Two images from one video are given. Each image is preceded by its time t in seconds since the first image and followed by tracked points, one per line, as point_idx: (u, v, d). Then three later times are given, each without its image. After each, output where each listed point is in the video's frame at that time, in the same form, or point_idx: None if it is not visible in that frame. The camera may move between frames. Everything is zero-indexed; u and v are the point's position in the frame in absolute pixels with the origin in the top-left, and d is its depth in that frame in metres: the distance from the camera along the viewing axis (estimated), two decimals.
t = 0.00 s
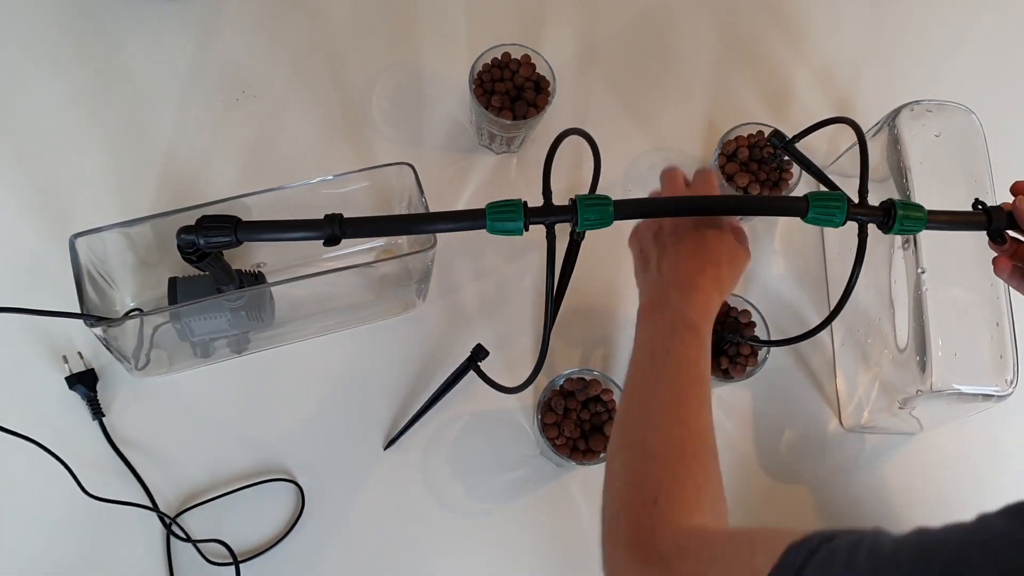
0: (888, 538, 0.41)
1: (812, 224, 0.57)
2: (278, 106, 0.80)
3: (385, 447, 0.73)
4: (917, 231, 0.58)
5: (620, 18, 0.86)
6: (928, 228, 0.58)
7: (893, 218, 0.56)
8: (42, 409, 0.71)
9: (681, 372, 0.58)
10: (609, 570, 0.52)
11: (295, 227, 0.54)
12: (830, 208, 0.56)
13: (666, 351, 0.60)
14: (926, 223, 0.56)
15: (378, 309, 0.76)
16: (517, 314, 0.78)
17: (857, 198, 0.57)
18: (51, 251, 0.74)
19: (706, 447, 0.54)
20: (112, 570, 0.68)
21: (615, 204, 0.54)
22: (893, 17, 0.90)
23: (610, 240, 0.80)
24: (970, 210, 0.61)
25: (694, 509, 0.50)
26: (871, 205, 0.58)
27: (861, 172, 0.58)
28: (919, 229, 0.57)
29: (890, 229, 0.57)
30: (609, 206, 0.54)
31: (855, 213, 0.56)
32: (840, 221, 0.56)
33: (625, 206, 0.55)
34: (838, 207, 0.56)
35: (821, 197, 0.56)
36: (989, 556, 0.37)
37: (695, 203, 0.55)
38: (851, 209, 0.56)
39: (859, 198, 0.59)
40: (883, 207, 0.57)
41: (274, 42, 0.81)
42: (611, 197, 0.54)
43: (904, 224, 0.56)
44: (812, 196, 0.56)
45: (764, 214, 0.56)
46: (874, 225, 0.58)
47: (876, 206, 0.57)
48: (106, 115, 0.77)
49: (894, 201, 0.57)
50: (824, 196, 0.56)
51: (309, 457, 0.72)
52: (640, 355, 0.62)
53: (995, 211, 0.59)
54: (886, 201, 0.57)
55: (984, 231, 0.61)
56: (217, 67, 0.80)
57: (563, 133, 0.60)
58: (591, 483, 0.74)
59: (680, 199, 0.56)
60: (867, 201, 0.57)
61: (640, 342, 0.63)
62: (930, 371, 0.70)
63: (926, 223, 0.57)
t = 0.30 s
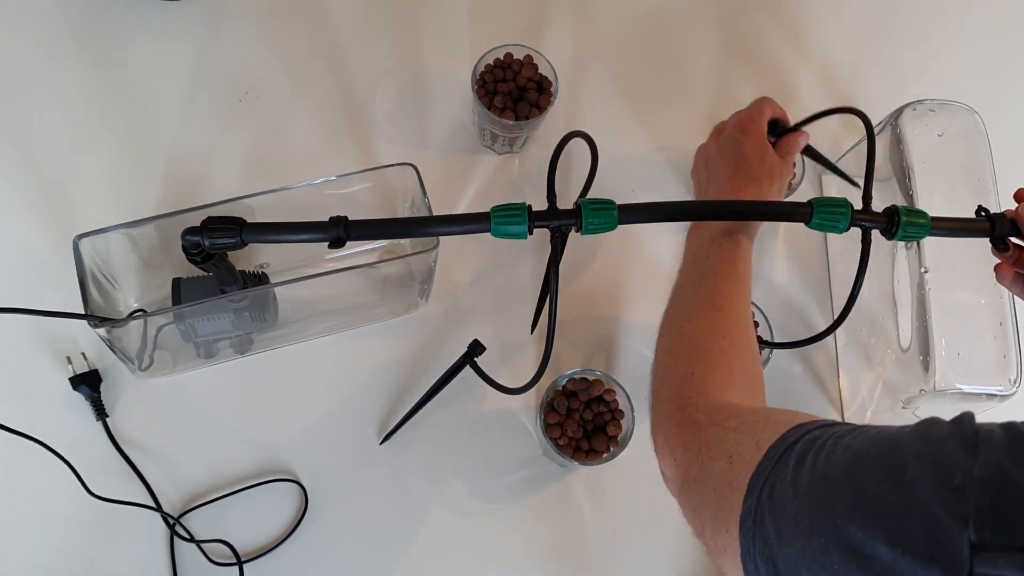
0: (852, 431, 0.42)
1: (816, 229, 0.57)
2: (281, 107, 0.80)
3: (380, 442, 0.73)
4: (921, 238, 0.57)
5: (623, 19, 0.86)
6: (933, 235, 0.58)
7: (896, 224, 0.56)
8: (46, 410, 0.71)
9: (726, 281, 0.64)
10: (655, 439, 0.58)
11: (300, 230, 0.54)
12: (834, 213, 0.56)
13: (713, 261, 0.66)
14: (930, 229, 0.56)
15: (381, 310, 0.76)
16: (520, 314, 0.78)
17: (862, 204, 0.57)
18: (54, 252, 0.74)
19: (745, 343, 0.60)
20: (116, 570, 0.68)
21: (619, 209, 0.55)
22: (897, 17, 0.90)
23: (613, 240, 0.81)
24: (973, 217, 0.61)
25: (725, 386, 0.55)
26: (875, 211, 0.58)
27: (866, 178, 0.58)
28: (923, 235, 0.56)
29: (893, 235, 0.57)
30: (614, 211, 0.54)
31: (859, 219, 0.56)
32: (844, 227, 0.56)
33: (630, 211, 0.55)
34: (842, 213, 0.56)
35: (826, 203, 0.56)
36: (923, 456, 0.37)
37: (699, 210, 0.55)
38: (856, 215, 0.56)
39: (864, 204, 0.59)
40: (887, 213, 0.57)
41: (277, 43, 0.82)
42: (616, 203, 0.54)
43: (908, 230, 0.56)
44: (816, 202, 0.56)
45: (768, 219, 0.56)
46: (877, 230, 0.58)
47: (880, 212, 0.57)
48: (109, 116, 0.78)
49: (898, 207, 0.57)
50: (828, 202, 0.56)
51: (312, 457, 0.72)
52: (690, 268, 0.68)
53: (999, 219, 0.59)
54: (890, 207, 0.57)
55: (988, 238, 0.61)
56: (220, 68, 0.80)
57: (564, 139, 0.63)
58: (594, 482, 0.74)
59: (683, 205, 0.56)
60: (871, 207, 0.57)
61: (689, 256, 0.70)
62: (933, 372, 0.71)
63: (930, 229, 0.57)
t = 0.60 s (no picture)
0: (826, 428, 0.41)
1: (814, 231, 0.58)
2: (283, 107, 0.80)
3: (386, 450, 0.73)
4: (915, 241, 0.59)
5: (624, 19, 0.86)
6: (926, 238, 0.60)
7: (892, 226, 0.58)
8: (49, 411, 0.71)
9: (699, 276, 0.61)
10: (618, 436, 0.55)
11: (310, 229, 0.55)
12: (833, 216, 0.57)
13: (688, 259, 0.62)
14: (924, 233, 0.58)
15: (384, 310, 0.76)
16: (523, 314, 0.78)
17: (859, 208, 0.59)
18: (57, 253, 0.74)
19: (717, 341, 0.57)
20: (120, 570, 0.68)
21: (626, 211, 0.56)
22: (898, 17, 0.90)
23: (616, 239, 0.80)
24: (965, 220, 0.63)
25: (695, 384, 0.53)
26: (871, 214, 0.59)
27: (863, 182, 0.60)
28: (917, 238, 0.58)
29: (889, 238, 0.58)
30: (620, 212, 0.55)
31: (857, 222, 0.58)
32: (842, 230, 0.57)
33: (636, 212, 0.56)
34: (840, 216, 0.57)
35: (824, 205, 0.57)
36: (906, 447, 0.36)
37: (700, 215, 0.56)
38: (853, 218, 0.58)
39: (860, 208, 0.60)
40: (883, 216, 0.59)
41: (279, 43, 0.82)
42: (622, 204, 0.55)
43: (903, 232, 0.58)
44: (815, 204, 0.57)
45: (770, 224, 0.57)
46: (873, 233, 0.59)
47: (876, 215, 0.58)
48: (111, 117, 0.78)
49: (894, 210, 0.59)
50: (827, 204, 0.57)
51: (315, 458, 0.72)
52: (662, 263, 0.65)
53: (989, 222, 0.61)
54: (886, 211, 0.59)
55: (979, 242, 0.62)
56: (222, 69, 0.80)
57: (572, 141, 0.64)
58: (597, 482, 0.74)
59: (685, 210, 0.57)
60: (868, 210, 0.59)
61: (660, 249, 0.67)
62: (935, 373, 0.71)
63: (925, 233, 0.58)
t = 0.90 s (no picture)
0: (814, 421, 0.41)
1: (812, 239, 0.60)
2: (282, 108, 0.80)
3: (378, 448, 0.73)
4: (908, 248, 0.62)
5: (623, 18, 0.86)
6: (918, 245, 0.62)
7: (888, 234, 0.60)
8: (49, 411, 0.71)
9: (692, 277, 0.62)
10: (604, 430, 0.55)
11: (314, 233, 0.55)
12: (831, 224, 0.59)
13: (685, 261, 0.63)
14: (918, 241, 0.60)
15: (385, 311, 0.76)
16: (523, 314, 0.78)
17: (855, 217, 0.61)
18: (55, 254, 0.74)
19: (706, 340, 0.58)
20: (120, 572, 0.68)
21: (628, 218, 0.57)
22: (896, 17, 0.90)
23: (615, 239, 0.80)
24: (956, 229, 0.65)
25: (683, 380, 0.53)
26: (867, 223, 0.61)
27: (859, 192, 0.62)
28: (912, 245, 0.61)
29: (885, 245, 0.61)
30: (621, 219, 0.57)
31: (854, 230, 0.60)
32: (840, 238, 0.59)
33: (637, 218, 0.58)
34: (838, 224, 0.59)
35: (822, 214, 0.59)
36: (888, 438, 0.37)
37: (695, 222, 0.58)
38: (849, 226, 0.60)
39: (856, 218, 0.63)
40: (879, 225, 0.61)
41: (277, 44, 0.81)
42: (623, 211, 0.57)
43: (898, 241, 0.60)
44: (814, 213, 0.59)
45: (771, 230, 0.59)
46: (869, 240, 0.62)
47: (872, 224, 0.61)
48: (110, 117, 0.78)
49: (889, 219, 0.61)
50: (825, 213, 0.59)
51: (314, 458, 0.72)
52: (655, 264, 0.65)
53: (980, 231, 0.64)
54: (881, 219, 0.61)
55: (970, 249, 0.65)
56: (221, 70, 0.80)
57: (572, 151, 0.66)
58: (596, 482, 0.74)
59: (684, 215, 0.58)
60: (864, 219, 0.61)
61: (660, 249, 0.67)
62: (934, 372, 0.71)
63: (917, 240, 0.61)
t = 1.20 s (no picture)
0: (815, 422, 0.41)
1: (815, 244, 0.60)
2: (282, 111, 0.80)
3: (381, 456, 0.73)
4: (911, 253, 0.61)
5: (624, 21, 0.86)
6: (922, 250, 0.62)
7: (891, 238, 0.60)
8: (49, 415, 0.71)
9: (691, 278, 0.62)
10: (600, 431, 0.55)
11: (316, 239, 0.55)
12: (834, 228, 0.59)
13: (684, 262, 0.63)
14: (921, 246, 0.60)
15: (385, 314, 0.75)
16: (524, 317, 0.78)
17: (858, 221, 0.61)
18: (55, 258, 0.74)
19: (704, 340, 0.58)
20: None
21: (629, 222, 0.57)
22: (898, 19, 0.89)
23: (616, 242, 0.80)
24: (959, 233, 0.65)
25: (681, 380, 0.53)
26: (870, 227, 0.61)
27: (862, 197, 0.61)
28: (916, 249, 0.61)
29: (887, 249, 0.61)
30: (623, 224, 0.56)
31: (856, 234, 0.59)
32: (842, 241, 0.59)
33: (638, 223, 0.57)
34: (841, 228, 0.59)
35: (825, 218, 0.58)
36: (893, 438, 0.36)
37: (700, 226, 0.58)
38: (852, 231, 0.59)
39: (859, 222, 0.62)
40: (882, 229, 0.61)
41: (277, 46, 0.81)
42: (625, 215, 0.57)
43: (901, 245, 0.60)
44: (816, 217, 0.58)
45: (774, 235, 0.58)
46: (872, 244, 0.61)
47: (875, 228, 0.60)
48: (110, 121, 0.77)
49: (892, 224, 0.61)
50: (828, 217, 0.59)
51: (314, 463, 0.72)
52: (654, 265, 0.65)
53: (984, 235, 0.64)
54: (884, 224, 0.61)
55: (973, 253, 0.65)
56: (220, 73, 0.80)
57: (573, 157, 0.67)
58: (597, 486, 0.74)
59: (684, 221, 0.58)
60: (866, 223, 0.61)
61: (660, 251, 0.66)
62: (937, 375, 0.71)
63: (920, 245, 0.61)
